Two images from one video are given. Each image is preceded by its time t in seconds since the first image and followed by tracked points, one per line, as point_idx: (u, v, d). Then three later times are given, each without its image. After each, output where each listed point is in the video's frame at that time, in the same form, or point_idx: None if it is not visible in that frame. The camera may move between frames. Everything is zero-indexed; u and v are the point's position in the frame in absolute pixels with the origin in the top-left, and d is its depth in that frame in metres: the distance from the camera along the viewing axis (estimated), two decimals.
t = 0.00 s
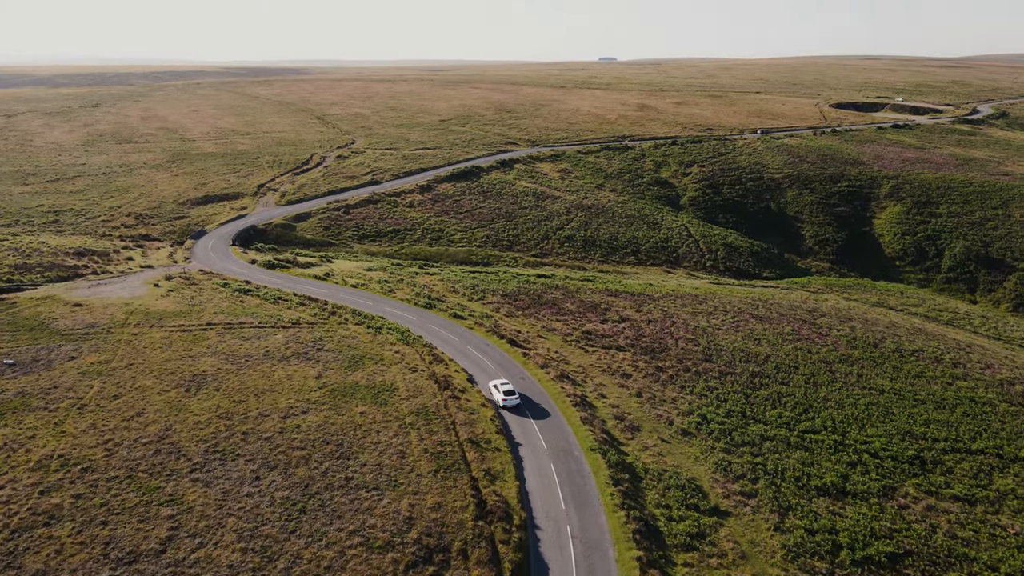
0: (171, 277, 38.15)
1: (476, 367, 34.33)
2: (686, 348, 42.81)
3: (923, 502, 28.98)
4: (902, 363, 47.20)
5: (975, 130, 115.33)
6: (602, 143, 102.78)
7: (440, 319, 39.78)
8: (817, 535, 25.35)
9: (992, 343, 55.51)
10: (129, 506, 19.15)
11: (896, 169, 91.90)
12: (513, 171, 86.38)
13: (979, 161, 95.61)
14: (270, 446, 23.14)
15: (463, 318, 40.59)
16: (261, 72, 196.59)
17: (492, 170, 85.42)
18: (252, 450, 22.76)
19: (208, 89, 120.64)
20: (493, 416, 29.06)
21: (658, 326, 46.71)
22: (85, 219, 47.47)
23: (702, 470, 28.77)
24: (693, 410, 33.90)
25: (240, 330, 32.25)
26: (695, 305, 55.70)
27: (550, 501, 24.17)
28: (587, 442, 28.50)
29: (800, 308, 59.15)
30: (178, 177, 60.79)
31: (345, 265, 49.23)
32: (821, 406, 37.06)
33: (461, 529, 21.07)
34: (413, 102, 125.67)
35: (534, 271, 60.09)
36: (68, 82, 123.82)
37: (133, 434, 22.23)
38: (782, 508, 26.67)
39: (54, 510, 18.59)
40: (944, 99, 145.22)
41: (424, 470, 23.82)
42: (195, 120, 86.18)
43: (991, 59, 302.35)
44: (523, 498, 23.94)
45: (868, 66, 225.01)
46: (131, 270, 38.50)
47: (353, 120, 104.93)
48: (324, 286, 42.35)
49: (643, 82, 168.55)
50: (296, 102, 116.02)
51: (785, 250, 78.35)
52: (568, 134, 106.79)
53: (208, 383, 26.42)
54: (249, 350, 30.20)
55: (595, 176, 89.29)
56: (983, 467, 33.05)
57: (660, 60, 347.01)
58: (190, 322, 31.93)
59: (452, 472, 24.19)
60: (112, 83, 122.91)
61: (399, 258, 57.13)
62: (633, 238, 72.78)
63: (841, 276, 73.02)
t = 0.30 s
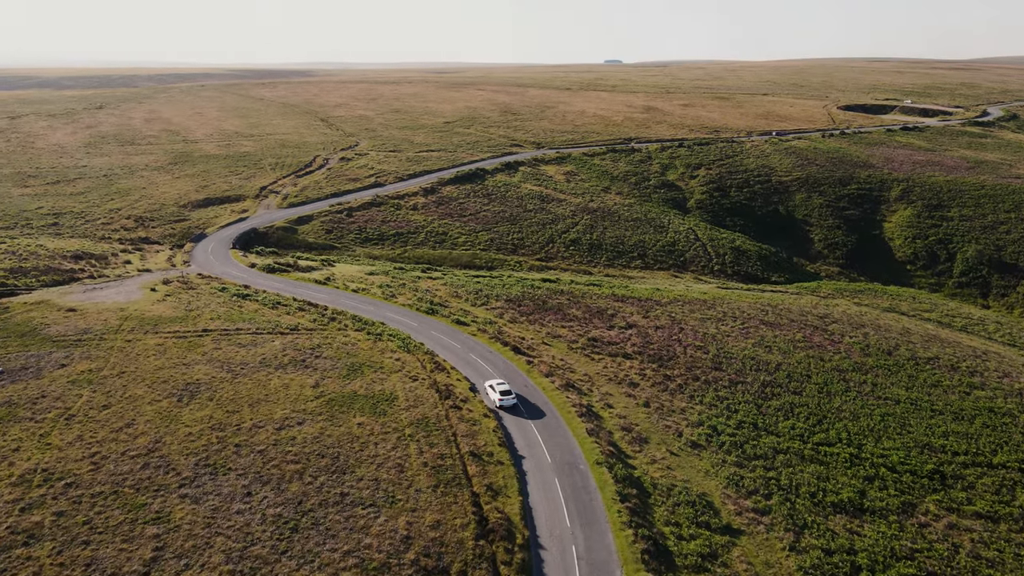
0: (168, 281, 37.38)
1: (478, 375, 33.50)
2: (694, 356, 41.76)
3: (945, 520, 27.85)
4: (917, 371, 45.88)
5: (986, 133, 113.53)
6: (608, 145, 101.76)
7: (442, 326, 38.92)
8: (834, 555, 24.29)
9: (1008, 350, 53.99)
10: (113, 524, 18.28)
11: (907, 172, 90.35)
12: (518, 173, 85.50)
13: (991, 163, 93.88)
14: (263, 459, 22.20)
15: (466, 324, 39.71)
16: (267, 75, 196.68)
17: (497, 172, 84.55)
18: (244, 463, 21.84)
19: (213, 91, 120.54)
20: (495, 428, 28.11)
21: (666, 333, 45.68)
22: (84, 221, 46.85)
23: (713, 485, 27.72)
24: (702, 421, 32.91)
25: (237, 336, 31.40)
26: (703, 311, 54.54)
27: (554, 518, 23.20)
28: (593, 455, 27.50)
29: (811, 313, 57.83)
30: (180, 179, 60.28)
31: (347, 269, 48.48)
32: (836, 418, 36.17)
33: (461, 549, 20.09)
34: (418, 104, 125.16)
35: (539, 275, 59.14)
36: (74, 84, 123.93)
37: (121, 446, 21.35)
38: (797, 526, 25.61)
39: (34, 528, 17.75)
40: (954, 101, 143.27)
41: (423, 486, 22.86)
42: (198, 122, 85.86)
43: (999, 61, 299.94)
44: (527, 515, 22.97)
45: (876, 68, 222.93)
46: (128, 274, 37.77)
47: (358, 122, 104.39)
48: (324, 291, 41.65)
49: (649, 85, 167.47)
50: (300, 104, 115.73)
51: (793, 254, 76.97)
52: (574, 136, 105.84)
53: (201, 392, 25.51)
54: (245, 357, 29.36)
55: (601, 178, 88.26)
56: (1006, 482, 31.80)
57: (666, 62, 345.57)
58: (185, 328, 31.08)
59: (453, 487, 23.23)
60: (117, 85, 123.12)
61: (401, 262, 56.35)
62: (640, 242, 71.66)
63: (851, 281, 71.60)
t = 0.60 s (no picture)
0: (166, 285, 36.67)
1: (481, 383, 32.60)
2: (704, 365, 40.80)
3: (969, 540, 26.72)
4: (934, 380, 44.49)
5: (998, 135, 111.62)
6: (615, 147, 100.72)
7: (445, 332, 38.07)
8: None
9: None
10: (96, 543, 17.42)
11: (918, 175, 88.75)
12: (524, 176, 84.59)
13: (1004, 167, 92.06)
14: (256, 473, 21.31)
15: (469, 330, 38.86)
16: (276, 78, 197.28)
17: (502, 175, 83.69)
18: (236, 477, 20.95)
19: (218, 93, 120.45)
20: (499, 440, 27.16)
21: (674, 341, 44.78)
22: (84, 224, 46.32)
23: (726, 500, 26.70)
24: (713, 433, 31.99)
25: (234, 343, 30.59)
26: (713, 317, 53.42)
27: (560, 535, 22.22)
28: (600, 469, 26.49)
29: (823, 320, 56.50)
30: (182, 181, 59.81)
31: (350, 273, 47.87)
32: (852, 429, 35.18)
33: (461, 570, 19.13)
34: (423, 106, 124.67)
35: (544, 279, 58.22)
36: (82, 87, 124.36)
37: (108, 459, 20.51)
38: (813, 546, 24.60)
39: (13, 547, 16.92)
40: (964, 104, 141.23)
41: (422, 502, 21.90)
42: (203, 124, 85.62)
43: (1012, 65, 295.62)
44: (531, 533, 22.00)
45: (884, 71, 220.79)
46: (126, 278, 37.08)
47: (363, 124, 103.94)
48: (325, 296, 40.93)
49: (656, 87, 166.20)
50: (306, 106, 115.47)
51: (803, 258, 75.57)
52: (580, 139, 104.87)
53: (194, 401, 24.65)
54: (241, 365, 28.55)
55: (607, 181, 87.21)
56: None
57: (673, 65, 343.45)
58: (182, 334, 30.28)
59: (454, 503, 22.26)
60: (124, 87, 123.42)
61: (405, 266, 55.68)
62: (647, 246, 70.55)
63: (862, 286, 70.15)
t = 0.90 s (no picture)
0: (165, 290, 36.00)
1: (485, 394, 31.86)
2: (715, 371, 40.75)
3: (995, 561, 25.65)
4: (952, 389, 43.05)
5: (1012, 137, 109.50)
6: (622, 149, 99.64)
7: (448, 338, 37.37)
8: None
9: None
10: (77, 564, 16.58)
11: (931, 177, 87.02)
12: (530, 178, 83.67)
13: (1019, 169, 90.08)
14: (248, 488, 20.43)
15: (473, 337, 38.16)
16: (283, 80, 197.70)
17: (509, 177, 82.80)
18: (227, 492, 20.08)
19: (225, 95, 120.47)
20: (502, 453, 26.27)
21: (683, 348, 44.56)
22: (85, 226, 45.82)
23: (739, 517, 25.81)
24: (726, 446, 31.22)
25: (231, 350, 29.83)
26: (723, 323, 52.30)
27: (566, 554, 21.27)
28: (607, 485, 25.53)
29: (835, 326, 55.13)
30: (185, 183, 59.37)
31: (354, 277, 47.42)
32: (869, 442, 34.20)
33: None
34: (430, 108, 124.14)
35: (551, 284, 57.36)
36: (90, 88, 124.82)
37: (95, 473, 19.68)
38: (831, 567, 23.72)
39: None
40: (977, 105, 138.90)
41: (421, 519, 20.95)
42: (208, 126, 85.37)
43: None
44: (535, 552, 21.05)
45: (894, 73, 218.15)
46: (125, 281, 36.46)
47: (369, 126, 103.44)
48: (326, 300, 40.29)
49: (664, 89, 164.94)
50: (311, 108, 115.21)
51: (813, 262, 74.11)
52: (587, 141, 103.84)
53: (188, 411, 23.82)
54: (238, 372, 27.79)
55: (614, 183, 86.12)
56: None
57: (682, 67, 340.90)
58: (178, 340, 29.52)
59: (454, 520, 21.31)
60: (131, 89, 123.66)
61: (409, 269, 55.14)
62: (655, 249, 69.38)
63: (874, 290, 68.64)
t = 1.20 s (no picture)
0: (164, 294, 35.40)
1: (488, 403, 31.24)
2: (727, 380, 40.15)
3: None
4: (973, 400, 41.56)
5: None
6: (630, 151, 98.53)
7: (451, 345, 36.83)
8: None
9: None
10: None
11: (945, 180, 85.17)
12: (538, 180, 82.69)
13: None
14: (239, 504, 19.59)
15: (478, 344, 37.60)
16: (291, 82, 198.42)
17: (515, 179, 81.91)
18: (218, 508, 19.27)
19: (232, 97, 120.57)
20: (506, 466, 25.43)
21: (693, 355, 43.95)
22: (87, 228, 45.35)
23: (754, 535, 25.12)
24: (738, 459, 30.55)
25: (229, 356, 29.13)
26: (733, 329, 51.11)
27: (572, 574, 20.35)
28: (615, 501, 24.60)
29: (849, 332, 53.71)
30: (189, 184, 59.01)
31: (358, 281, 47.14)
32: (888, 456, 33.13)
33: None
34: (436, 109, 123.60)
35: (558, 288, 56.52)
36: (99, 90, 125.25)
37: (82, 487, 18.92)
38: None
39: None
40: (990, 107, 136.42)
41: (419, 538, 20.04)
42: (214, 127, 85.19)
43: None
44: (539, 572, 20.15)
45: (905, 74, 215.24)
46: (124, 284, 35.90)
47: (375, 127, 102.96)
48: (328, 304, 39.73)
49: (673, 90, 163.46)
50: (318, 109, 114.97)
51: (825, 266, 72.61)
52: (595, 142, 102.75)
53: (181, 421, 23.05)
54: (235, 380, 27.03)
55: (623, 185, 84.98)
56: None
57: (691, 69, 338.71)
58: (175, 346, 28.82)
59: (455, 538, 20.42)
60: (139, 90, 123.90)
61: (414, 273, 54.71)
62: (664, 253, 68.19)
63: (887, 295, 67.07)
